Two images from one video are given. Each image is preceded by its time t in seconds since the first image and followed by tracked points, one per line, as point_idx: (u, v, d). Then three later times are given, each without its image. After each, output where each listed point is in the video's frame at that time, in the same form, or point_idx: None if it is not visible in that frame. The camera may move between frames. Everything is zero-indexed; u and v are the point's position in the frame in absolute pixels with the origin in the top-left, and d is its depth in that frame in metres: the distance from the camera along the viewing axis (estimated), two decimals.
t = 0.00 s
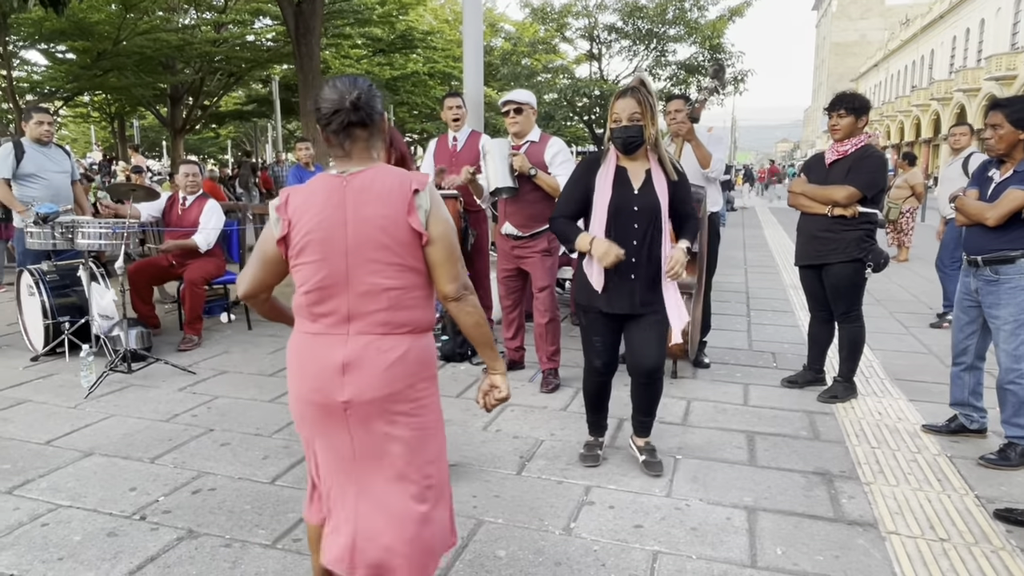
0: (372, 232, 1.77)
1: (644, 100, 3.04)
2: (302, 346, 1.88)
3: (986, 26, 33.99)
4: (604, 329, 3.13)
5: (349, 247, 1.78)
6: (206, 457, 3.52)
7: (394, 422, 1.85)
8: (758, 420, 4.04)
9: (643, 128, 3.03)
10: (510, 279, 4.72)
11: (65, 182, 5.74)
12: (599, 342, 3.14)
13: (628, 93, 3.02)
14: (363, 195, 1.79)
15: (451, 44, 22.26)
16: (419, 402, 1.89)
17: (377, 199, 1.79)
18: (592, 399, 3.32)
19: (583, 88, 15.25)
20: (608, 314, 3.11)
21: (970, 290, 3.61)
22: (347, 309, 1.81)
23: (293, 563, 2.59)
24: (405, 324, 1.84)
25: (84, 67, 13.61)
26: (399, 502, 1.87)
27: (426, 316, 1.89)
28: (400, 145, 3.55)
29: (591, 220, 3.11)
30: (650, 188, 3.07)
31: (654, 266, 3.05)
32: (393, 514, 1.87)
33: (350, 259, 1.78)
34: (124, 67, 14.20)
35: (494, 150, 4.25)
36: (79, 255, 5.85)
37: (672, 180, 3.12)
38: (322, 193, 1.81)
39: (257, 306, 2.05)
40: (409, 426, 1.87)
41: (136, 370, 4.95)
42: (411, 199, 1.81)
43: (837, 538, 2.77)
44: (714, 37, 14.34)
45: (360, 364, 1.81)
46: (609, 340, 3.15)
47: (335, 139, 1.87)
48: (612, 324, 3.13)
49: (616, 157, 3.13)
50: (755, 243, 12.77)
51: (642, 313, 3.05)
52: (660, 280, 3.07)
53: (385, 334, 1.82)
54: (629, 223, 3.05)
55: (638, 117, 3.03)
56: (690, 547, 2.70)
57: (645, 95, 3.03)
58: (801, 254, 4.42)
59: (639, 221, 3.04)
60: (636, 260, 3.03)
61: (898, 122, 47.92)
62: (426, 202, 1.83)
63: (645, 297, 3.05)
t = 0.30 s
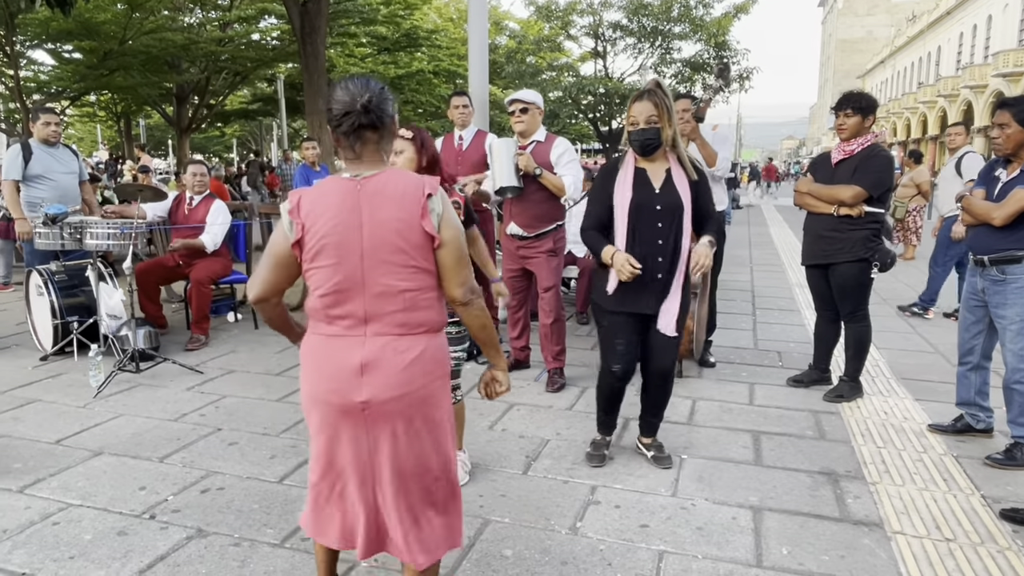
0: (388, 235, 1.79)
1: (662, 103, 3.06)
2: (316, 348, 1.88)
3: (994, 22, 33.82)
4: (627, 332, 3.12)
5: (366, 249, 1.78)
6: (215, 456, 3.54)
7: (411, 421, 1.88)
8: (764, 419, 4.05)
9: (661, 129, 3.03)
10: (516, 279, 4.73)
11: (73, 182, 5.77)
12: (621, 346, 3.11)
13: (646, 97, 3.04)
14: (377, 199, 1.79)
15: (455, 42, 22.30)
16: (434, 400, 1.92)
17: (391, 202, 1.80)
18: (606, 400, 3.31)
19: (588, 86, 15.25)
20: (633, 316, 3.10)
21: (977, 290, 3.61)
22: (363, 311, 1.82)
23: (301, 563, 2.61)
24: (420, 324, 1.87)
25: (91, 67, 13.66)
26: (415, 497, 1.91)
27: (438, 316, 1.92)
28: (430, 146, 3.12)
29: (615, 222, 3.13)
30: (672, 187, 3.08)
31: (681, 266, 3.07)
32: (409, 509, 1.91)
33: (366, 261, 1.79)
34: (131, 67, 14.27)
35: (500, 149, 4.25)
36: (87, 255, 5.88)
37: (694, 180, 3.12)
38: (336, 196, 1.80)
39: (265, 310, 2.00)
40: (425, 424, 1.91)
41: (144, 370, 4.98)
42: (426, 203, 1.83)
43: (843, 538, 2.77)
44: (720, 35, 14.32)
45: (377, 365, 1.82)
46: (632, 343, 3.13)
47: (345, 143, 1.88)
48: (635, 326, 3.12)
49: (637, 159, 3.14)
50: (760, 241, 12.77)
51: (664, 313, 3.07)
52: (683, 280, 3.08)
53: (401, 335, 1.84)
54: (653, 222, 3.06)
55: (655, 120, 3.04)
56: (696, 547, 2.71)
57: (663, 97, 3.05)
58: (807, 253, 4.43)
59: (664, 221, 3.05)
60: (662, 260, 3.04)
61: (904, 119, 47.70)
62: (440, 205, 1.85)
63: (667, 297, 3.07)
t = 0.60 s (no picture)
0: (351, 237, 1.80)
1: (678, 105, 3.02)
2: (286, 348, 1.91)
3: (997, 21, 33.72)
4: (653, 337, 3.04)
5: (330, 251, 1.80)
6: (218, 458, 3.56)
7: (375, 419, 1.88)
8: (767, 421, 4.05)
9: (675, 133, 3.00)
10: (516, 281, 4.73)
11: (76, 185, 5.79)
12: (650, 351, 3.03)
13: (661, 98, 3.01)
14: (342, 203, 1.81)
15: (457, 43, 22.34)
16: (401, 401, 1.92)
17: (354, 205, 1.81)
18: (637, 414, 3.15)
19: (590, 87, 15.26)
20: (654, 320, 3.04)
21: (980, 291, 3.61)
22: (328, 311, 1.83)
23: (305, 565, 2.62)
24: (386, 324, 1.87)
25: (94, 69, 13.76)
26: (380, 497, 1.90)
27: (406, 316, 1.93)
28: (451, 152, 3.10)
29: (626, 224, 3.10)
30: (685, 190, 3.06)
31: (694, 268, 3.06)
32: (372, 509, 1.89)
33: (331, 263, 1.80)
34: (134, 69, 14.30)
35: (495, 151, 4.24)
36: (91, 258, 5.90)
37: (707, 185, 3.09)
38: (304, 201, 1.82)
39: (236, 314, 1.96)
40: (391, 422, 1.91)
41: (148, 372, 4.99)
42: (389, 207, 1.85)
43: (845, 540, 2.78)
44: (722, 35, 14.32)
45: (341, 364, 1.83)
46: (659, 347, 3.06)
47: (317, 152, 1.90)
48: (658, 330, 3.06)
49: (648, 160, 3.12)
50: (763, 242, 12.76)
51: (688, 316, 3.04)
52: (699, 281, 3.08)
53: (366, 334, 1.85)
54: (665, 224, 3.03)
55: (670, 121, 3.00)
56: (698, 549, 2.72)
57: (679, 97, 3.01)
58: (809, 254, 4.43)
59: (676, 224, 3.02)
60: (675, 262, 3.02)
61: (907, 118, 47.61)
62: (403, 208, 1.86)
63: (691, 300, 3.04)
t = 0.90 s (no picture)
0: (308, 228, 1.83)
1: (677, 91, 2.89)
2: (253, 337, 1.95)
3: (994, 16, 33.72)
4: (641, 335, 3.02)
5: (289, 242, 1.83)
6: (214, 454, 3.55)
7: (335, 408, 1.89)
8: (762, 415, 4.05)
9: (675, 121, 2.89)
10: (507, 274, 4.71)
11: (70, 181, 5.77)
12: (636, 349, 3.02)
13: (660, 85, 2.90)
14: (299, 196, 1.84)
15: (454, 38, 22.28)
16: (362, 390, 1.92)
17: (310, 197, 1.83)
18: (630, 410, 3.19)
19: (587, 81, 15.23)
20: (644, 317, 3.01)
21: (974, 285, 3.61)
22: (289, 301, 1.86)
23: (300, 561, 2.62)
24: (344, 315, 1.88)
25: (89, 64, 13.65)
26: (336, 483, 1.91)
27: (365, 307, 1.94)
28: (437, 145, 3.07)
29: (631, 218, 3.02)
30: (691, 180, 2.95)
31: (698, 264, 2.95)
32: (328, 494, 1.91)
33: (289, 254, 1.84)
34: (129, 65, 14.20)
35: (486, 146, 4.24)
36: (85, 254, 5.88)
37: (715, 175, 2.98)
38: (264, 193, 1.86)
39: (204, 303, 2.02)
40: (352, 411, 1.91)
41: (144, 368, 4.98)
42: (345, 197, 1.85)
43: (839, 534, 2.78)
44: (719, 30, 14.29)
45: (300, 353, 1.86)
46: (648, 345, 3.05)
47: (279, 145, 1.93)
48: (648, 327, 3.03)
49: (652, 151, 3.04)
50: (760, 236, 12.76)
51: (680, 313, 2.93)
52: (702, 279, 2.95)
53: (325, 325, 1.87)
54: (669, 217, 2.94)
55: (670, 110, 2.89)
56: (693, 543, 2.73)
57: (678, 84, 2.88)
58: (805, 249, 4.43)
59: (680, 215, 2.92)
60: (676, 257, 2.93)
61: (904, 113, 47.59)
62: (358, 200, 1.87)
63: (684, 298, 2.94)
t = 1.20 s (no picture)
0: (304, 229, 1.82)
1: (696, 86, 2.76)
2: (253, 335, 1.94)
3: (991, 13, 33.77)
4: (670, 341, 2.80)
5: (285, 242, 1.83)
6: (210, 453, 3.55)
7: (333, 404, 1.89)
8: (759, 413, 4.05)
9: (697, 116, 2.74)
10: (499, 272, 4.70)
11: (65, 180, 5.75)
12: (665, 357, 2.78)
13: (681, 79, 2.75)
14: (294, 196, 1.83)
15: (451, 36, 22.26)
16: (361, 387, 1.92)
17: (305, 197, 1.82)
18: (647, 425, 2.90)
19: (585, 79, 15.23)
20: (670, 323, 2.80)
21: (971, 283, 3.62)
22: (287, 301, 1.86)
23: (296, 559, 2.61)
24: (343, 315, 1.88)
25: (85, 62, 13.59)
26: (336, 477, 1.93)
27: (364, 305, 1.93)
28: (405, 146, 3.08)
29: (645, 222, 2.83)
30: (707, 180, 2.80)
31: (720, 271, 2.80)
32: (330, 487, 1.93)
33: (286, 254, 1.83)
34: (125, 62, 14.15)
35: (477, 146, 4.24)
36: (81, 252, 5.87)
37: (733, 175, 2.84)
38: (258, 193, 1.86)
39: (231, 311, 2.12)
40: (354, 408, 1.92)
41: (140, 367, 4.97)
42: (338, 196, 1.83)
43: (835, 531, 2.78)
44: (716, 28, 14.29)
45: (300, 352, 1.85)
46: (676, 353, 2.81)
47: (274, 145, 1.91)
48: (676, 336, 2.81)
49: (667, 149, 2.87)
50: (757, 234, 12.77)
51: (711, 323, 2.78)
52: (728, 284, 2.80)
53: (324, 323, 1.86)
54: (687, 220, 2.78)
55: (693, 105, 2.75)
56: (689, 540, 2.72)
57: (698, 77, 2.74)
58: (802, 246, 4.43)
59: (697, 218, 2.77)
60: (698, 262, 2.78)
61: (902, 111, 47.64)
62: (353, 198, 1.85)
63: (714, 306, 2.78)
